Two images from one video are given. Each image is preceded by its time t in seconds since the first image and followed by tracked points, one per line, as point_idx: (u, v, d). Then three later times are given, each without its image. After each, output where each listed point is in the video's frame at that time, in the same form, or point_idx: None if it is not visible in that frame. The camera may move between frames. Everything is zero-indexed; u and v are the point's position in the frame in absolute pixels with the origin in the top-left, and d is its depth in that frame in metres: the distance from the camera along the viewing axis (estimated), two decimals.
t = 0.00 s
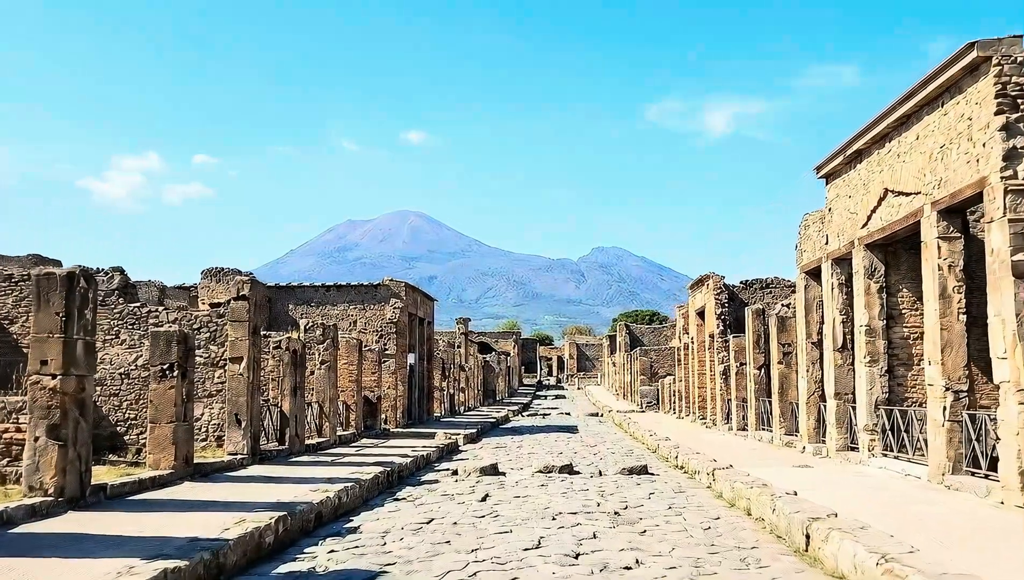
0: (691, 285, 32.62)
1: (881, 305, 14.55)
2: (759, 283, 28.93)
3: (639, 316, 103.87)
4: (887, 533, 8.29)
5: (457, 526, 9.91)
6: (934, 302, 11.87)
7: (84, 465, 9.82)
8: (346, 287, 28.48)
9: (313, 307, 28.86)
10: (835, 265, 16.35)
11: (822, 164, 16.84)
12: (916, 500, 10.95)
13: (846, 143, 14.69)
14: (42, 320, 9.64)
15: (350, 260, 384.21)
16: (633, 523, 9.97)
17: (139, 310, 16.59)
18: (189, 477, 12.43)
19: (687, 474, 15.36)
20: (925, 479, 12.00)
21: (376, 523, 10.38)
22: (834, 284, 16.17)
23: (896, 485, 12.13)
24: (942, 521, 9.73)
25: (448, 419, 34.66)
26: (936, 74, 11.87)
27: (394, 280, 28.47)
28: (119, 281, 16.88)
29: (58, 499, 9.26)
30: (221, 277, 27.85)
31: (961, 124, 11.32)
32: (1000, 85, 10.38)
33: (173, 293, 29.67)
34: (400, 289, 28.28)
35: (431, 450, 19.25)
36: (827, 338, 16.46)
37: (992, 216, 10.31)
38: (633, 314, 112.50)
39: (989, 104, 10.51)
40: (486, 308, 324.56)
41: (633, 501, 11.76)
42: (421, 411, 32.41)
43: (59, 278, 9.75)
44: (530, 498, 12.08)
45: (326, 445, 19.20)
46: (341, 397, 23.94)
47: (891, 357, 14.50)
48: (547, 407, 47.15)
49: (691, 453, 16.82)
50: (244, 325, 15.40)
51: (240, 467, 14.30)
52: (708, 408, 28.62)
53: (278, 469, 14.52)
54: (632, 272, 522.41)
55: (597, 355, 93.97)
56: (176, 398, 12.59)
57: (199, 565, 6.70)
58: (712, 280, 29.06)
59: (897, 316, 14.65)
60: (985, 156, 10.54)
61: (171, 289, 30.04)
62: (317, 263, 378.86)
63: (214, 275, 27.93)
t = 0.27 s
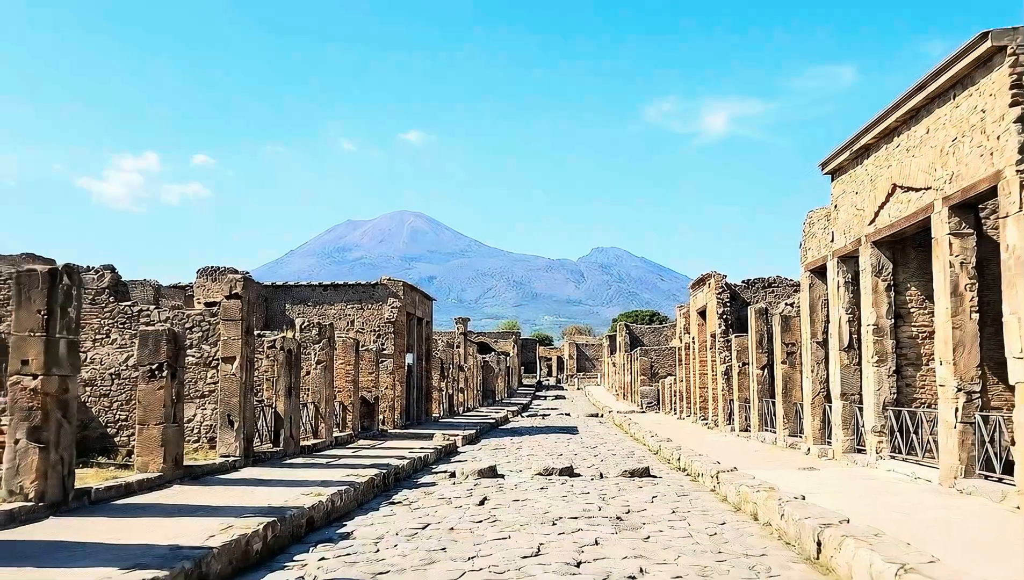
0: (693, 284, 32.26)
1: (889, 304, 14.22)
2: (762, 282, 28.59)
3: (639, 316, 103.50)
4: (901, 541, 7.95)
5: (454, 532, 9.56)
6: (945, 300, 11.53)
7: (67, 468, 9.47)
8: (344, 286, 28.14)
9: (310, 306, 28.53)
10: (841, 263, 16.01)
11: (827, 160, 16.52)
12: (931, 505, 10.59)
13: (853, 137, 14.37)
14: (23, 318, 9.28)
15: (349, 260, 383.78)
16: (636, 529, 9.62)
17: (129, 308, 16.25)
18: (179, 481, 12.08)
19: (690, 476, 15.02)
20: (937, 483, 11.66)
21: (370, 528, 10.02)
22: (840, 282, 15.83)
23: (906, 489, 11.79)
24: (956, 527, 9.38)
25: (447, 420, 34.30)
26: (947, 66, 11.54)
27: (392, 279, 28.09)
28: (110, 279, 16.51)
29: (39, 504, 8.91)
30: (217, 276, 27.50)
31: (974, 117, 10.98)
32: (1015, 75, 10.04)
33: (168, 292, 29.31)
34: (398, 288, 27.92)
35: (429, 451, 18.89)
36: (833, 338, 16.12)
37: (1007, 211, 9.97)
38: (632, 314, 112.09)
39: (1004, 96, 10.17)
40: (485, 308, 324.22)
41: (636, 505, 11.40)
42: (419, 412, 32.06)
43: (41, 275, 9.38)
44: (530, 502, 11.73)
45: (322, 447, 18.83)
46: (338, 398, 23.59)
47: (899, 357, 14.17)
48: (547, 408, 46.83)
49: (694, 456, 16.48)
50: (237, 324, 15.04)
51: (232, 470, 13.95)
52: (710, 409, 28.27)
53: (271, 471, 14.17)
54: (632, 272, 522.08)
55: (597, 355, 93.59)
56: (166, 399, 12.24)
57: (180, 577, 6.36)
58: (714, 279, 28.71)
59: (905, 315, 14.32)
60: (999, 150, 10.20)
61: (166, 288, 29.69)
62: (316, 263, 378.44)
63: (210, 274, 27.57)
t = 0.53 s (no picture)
0: (694, 283, 31.97)
1: (896, 302, 13.93)
2: (764, 281, 28.31)
3: (639, 316, 103.21)
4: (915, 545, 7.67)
5: (452, 536, 9.28)
6: (955, 297, 11.25)
7: (51, 471, 9.17)
8: (342, 285, 27.88)
9: (308, 305, 28.39)
10: (847, 260, 15.71)
11: (832, 155, 16.24)
12: (943, 508, 10.32)
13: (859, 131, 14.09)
14: (6, 315, 8.97)
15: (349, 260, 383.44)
16: (640, 532, 9.33)
17: (121, 307, 15.98)
18: (169, 483, 11.78)
19: (693, 478, 14.73)
20: (947, 485, 11.37)
21: (365, 532, 9.74)
22: (846, 280, 15.54)
23: (916, 492, 11.51)
24: (969, 530, 9.10)
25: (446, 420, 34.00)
26: (957, 57, 11.26)
27: (391, 277, 27.78)
28: (102, 276, 16.19)
29: (21, 508, 8.61)
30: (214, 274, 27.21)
31: (986, 108, 10.70)
32: None
33: (164, 291, 29.02)
34: (396, 287, 27.61)
35: (427, 452, 18.60)
36: (838, 336, 15.83)
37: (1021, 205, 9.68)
38: (632, 314, 111.76)
39: (1018, 87, 9.89)
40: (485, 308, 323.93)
41: (639, 508, 11.12)
42: (417, 412, 31.77)
43: (25, 270, 9.06)
44: (529, 504, 11.44)
45: (318, 447, 18.54)
46: (335, 398, 23.28)
47: (907, 356, 13.88)
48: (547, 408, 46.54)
49: (697, 456, 16.19)
50: (231, 322, 14.73)
51: (225, 471, 13.65)
52: (711, 409, 27.98)
53: (265, 473, 13.88)
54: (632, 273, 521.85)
55: (597, 355, 93.29)
56: (156, 399, 11.93)
57: None
58: (715, 278, 28.42)
59: (913, 314, 14.03)
60: (1013, 142, 9.92)
61: (162, 287, 29.39)
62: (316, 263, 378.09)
63: (206, 273, 27.26)
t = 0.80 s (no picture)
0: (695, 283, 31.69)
1: (903, 300, 13.63)
2: (766, 281, 28.03)
3: (639, 316, 102.91)
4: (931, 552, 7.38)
5: (449, 541, 8.98)
6: (966, 296, 10.96)
7: (35, 475, 8.87)
8: (339, 284, 27.62)
9: (306, 304, 28.30)
10: (853, 258, 15.42)
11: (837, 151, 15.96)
12: (954, 513, 10.03)
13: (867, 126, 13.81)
14: None
15: (349, 260, 383.19)
16: (643, 538, 9.04)
17: (113, 306, 15.71)
18: (160, 486, 11.49)
19: (696, 480, 14.43)
20: (958, 489, 11.08)
21: (360, 537, 9.44)
22: (851, 278, 15.26)
23: (926, 495, 11.22)
24: (983, 535, 8.82)
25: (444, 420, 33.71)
26: (969, 49, 10.98)
27: (389, 276, 27.49)
28: (93, 275, 15.89)
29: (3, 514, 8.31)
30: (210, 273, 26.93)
31: (999, 102, 10.41)
32: None
33: (160, 290, 28.74)
34: (395, 286, 27.33)
35: (426, 454, 18.31)
36: (844, 335, 15.54)
37: None
38: (632, 314, 111.42)
39: None
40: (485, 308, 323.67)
41: (641, 512, 10.83)
42: (416, 412, 31.49)
43: (8, 267, 8.76)
44: (529, 508, 11.15)
45: (314, 449, 18.24)
46: (332, 398, 22.99)
47: (915, 356, 13.59)
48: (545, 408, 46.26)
49: (699, 458, 15.90)
50: (225, 321, 14.44)
51: (218, 473, 13.36)
52: (713, 410, 27.69)
53: (259, 475, 13.57)
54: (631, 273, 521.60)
55: (596, 355, 92.98)
56: (146, 400, 11.64)
57: None
58: (717, 277, 28.13)
59: (921, 313, 13.74)
60: None
61: (158, 287, 29.10)
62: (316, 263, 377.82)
63: (202, 272, 26.97)
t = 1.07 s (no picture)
0: (696, 282, 31.30)
1: (914, 298, 13.23)
2: (768, 279, 27.67)
3: (639, 316, 102.52)
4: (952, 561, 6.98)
5: (444, 549, 8.58)
6: (981, 293, 10.57)
7: (10, 479, 8.44)
8: (336, 283, 27.21)
9: (302, 303, 27.81)
10: (860, 255, 15.02)
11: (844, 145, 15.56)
12: (970, 518, 9.63)
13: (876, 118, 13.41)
14: None
15: (348, 260, 382.71)
16: (647, 545, 8.64)
17: (101, 304, 15.37)
18: (144, 490, 11.06)
19: (700, 483, 14.03)
20: (973, 493, 10.67)
21: (351, 544, 9.04)
22: (859, 275, 14.86)
23: (940, 499, 10.81)
24: (1003, 542, 8.42)
25: (443, 421, 33.29)
26: (984, 36, 10.59)
27: (387, 275, 27.07)
28: (81, 271, 15.55)
29: None
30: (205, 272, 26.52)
31: (1016, 90, 10.02)
32: None
33: (154, 290, 28.33)
34: (392, 285, 26.91)
35: (423, 455, 17.91)
36: (851, 334, 15.13)
37: None
38: (632, 314, 110.97)
39: None
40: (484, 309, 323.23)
41: (644, 517, 10.42)
42: (414, 413, 31.08)
43: None
44: (528, 513, 10.74)
45: (308, 450, 17.82)
46: (328, 399, 22.59)
47: (925, 355, 13.19)
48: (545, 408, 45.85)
49: (703, 460, 15.50)
50: (214, 320, 14.02)
51: (206, 476, 12.93)
52: (714, 410, 27.30)
53: (250, 478, 13.16)
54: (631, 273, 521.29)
55: (596, 356, 92.58)
56: (131, 400, 11.23)
57: None
58: (719, 275, 27.76)
59: (932, 311, 13.35)
60: None
61: (152, 286, 28.69)
62: (315, 263, 377.35)
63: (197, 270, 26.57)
